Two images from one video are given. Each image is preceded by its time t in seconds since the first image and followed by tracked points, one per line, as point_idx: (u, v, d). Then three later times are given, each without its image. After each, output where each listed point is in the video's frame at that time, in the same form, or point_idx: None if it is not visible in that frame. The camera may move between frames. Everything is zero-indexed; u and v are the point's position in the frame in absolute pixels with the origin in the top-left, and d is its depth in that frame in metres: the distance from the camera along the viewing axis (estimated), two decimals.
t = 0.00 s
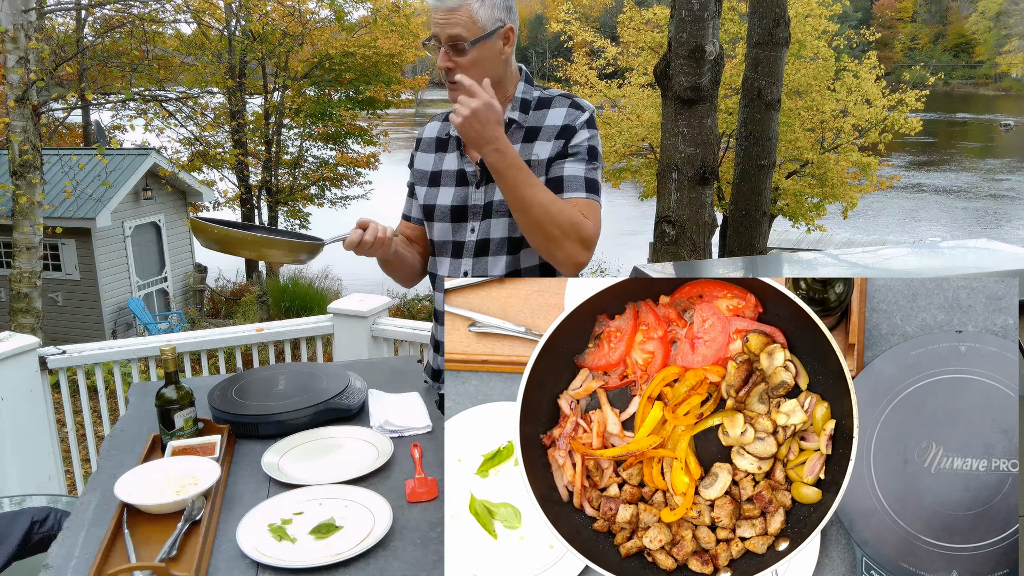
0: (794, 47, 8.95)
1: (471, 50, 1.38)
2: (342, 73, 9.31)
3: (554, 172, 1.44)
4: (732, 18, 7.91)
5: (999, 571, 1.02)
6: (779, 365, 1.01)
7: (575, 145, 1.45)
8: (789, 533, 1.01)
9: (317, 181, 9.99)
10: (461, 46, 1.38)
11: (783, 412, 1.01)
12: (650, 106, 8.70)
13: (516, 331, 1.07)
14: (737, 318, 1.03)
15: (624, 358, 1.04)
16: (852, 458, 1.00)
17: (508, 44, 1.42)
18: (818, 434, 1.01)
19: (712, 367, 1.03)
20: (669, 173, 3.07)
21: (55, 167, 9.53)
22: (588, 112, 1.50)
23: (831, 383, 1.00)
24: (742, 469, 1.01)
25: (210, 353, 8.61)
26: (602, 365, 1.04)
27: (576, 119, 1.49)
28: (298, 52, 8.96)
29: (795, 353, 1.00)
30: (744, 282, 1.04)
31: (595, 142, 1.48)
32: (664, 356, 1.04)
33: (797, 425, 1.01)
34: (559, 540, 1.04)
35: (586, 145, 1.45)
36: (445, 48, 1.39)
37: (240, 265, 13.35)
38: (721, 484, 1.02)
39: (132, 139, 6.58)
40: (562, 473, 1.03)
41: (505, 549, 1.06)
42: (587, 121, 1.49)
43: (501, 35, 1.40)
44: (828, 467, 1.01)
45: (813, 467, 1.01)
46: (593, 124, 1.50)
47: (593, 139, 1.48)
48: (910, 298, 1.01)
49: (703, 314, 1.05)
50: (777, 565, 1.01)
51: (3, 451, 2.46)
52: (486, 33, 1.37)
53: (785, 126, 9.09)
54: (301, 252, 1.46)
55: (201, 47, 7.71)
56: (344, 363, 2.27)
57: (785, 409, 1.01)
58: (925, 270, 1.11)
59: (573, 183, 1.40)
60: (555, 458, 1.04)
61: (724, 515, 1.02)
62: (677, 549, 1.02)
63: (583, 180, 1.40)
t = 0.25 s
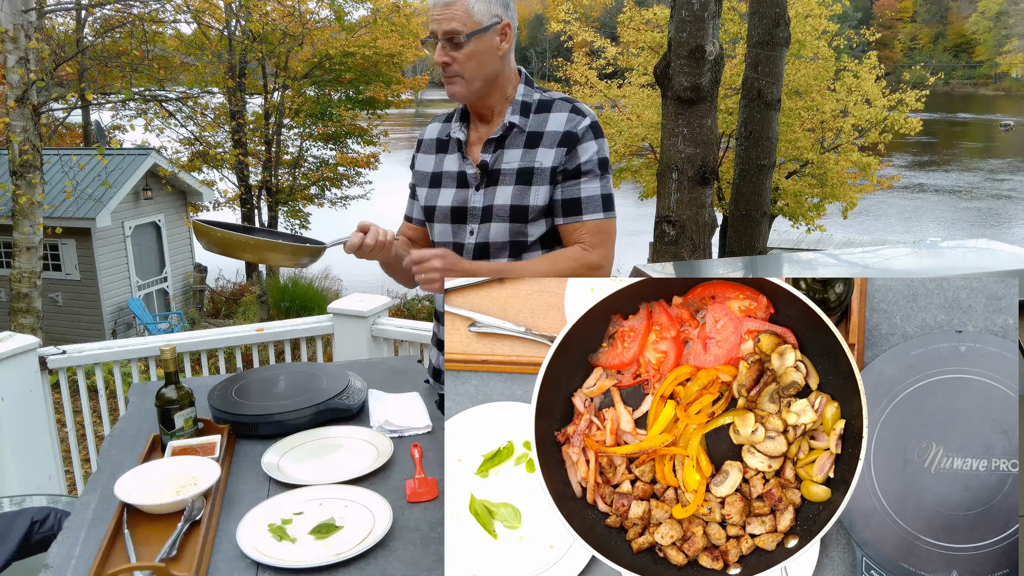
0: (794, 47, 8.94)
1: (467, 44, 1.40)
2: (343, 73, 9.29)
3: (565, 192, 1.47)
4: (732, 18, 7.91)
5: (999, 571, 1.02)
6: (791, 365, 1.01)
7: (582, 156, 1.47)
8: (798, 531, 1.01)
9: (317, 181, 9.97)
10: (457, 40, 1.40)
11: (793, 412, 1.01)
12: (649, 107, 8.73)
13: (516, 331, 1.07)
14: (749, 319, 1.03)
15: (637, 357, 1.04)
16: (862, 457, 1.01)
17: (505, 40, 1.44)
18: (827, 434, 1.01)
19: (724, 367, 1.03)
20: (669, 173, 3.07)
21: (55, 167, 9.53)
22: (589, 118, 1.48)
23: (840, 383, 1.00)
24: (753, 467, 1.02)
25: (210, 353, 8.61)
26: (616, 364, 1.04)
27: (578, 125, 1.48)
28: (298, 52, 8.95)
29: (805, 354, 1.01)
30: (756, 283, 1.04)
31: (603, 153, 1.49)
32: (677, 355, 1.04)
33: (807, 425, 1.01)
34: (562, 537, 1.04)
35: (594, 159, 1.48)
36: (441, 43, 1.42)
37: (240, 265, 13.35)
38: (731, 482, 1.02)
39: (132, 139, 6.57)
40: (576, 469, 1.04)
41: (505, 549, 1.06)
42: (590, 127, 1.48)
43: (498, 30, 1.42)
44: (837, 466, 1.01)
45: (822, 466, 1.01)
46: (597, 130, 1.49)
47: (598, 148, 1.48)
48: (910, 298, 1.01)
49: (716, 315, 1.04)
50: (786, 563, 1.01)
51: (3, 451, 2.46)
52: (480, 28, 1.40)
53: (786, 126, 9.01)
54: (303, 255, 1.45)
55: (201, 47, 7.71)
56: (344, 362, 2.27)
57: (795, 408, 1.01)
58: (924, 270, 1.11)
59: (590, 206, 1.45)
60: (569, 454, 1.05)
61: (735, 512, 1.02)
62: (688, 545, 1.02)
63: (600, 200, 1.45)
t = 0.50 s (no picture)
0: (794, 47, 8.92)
1: (463, 46, 1.39)
2: (343, 73, 9.30)
3: (566, 198, 1.48)
4: (732, 18, 7.91)
5: (999, 571, 1.02)
6: (794, 365, 1.02)
7: (582, 161, 1.47)
8: (801, 529, 1.02)
9: (317, 181, 9.97)
10: (454, 44, 1.39)
11: (796, 411, 1.02)
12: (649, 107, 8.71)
13: (516, 331, 1.07)
14: (753, 319, 1.04)
15: (642, 357, 1.05)
16: (864, 457, 1.02)
17: (501, 40, 1.44)
18: (830, 433, 1.02)
19: (728, 367, 1.04)
20: (669, 173, 3.06)
21: (55, 167, 9.52)
22: (589, 121, 1.48)
23: (843, 383, 1.01)
24: (756, 466, 1.02)
25: (210, 353, 8.61)
26: (620, 364, 1.05)
27: (577, 128, 1.48)
28: (298, 52, 8.95)
29: (808, 354, 1.01)
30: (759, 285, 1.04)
31: (601, 158, 1.49)
32: (681, 355, 1.05)
33: (810, 424, 1.01)
34: (562, 537, 1.04)
35: (592, 163, 1.48)
36: (438, 47, 1.41)
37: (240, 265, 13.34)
38: (735, 481, 1.02)
39: (132, 139, 6.57)
40: (580, 470, 1.05)
41: (505, 549, 1.06)
42: (590, 130, 1.48)
43: (494, 31, 1.42)
44: (839, 465, 1.02)
45: (825, 466, 1.02)
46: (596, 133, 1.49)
47: (597, 153, 1.48)
48: (910, 299, 1.01)
49: (719, 315, 1.05)
50: (790, 561, 1.02)
51: (4, 451, 2.46)
52: (477, 30, 1.39)
53: (785, 126, 9.05)
54: (300, 258, 1.47)
55: (201, 47, 7.70)
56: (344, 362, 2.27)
57: (798, 408, 1.02)
58: (924, 270, 1.11)
59: (584, 213, 1.47)
60: (574, 455, 1.05)
61: (739, 512, 1.02)
62: (693, 544, 1.02)
63: (596, 206, 1.47)
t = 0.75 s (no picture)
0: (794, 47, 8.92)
1: (459, 47, 1.39)
2: (342, 73, 9.30)
3: (562, 199, 1.48)
4: (732, 18, 7.91)
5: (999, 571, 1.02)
6: (800, 374, 1.01)
7: (579, 162, 1.47)
8: (809, 537, 1.01)
9: (317, 181, 9.97)
10: (450, 45, 1.39)
11: (803, 419, 1.01)
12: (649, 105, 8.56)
13: (516, 331, 1.07)
14: (758, 328, 1.03)
15: (647, 368, 1.04)
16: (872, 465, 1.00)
17: (498, 40, 1.44)
18: (837, 441, 1.01)
19: (734, 377, 1.03)
20: (669, 173, 3.07)
21: (55, 167, 9.52)
22: (585, 121, 1.48)
23: (848, 391, 1.00)
24: (763, 475, 1.02)
25: (210, 353, 8.61)
26: (625, 375, 1.04)
27: (573, 129, 1.48)
28: (298, 52, 8.94)
29: (815, 362, 1.01)
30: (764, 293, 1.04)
31: (598, 159, 1.48)
32: (686, 366, 1.04)
33: (817, 432, 1.01)
34: (562, 537, 1.04)
35: (588, 163, 1.47)
36: (434, 48, 1.41)
37: (240, 265, 13.34)
38: (742, 490, 1.02)
39: (132, 139, 6.57)
40: (587, 481, 1.04)
41: (505, 550, 1.06)
42: (586, 130, 1.47)
43: (491, 32, 1.42)
44: (847, 473, 1.00)
45: (832, 473, 1.01)
46: (593, 134, 1.48)
47: (594, 154, 1.48)
48: (910, 298, 1.01)
49: (724, 324, 1.04)
50: (798, 569, 1.01)
51: (3, 451, 2.46)
52: (474, 30, 1.39)
53: (785, 126, 9.05)
54: (304, 256, 1.47)
55: (201, 47, 7.69)
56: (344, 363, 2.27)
57: (804, 416, 1.01)
58: (924, 271, 1.12)
59: (581, 213, 1.47)
60: (580, 466, 1.04)
61: (747, 520, 1.02)
62: (701, 553, 1.02)
63: (592, 207, 1.46)
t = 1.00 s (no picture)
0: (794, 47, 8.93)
1: (458, 46, 1.39)
2: (342, 73, 9.31)
3: (560, 199, 1.48)
4: (732, 17, 7.90)
5: (999, 571, 1.02)
6: (811, 370, 1.02)
7: (578, 163, 1.47)
8: (819, 532, 1.02)
9: (317, 181, 9.98)
10: (448, 43, 1.39)
11: (814, 415, 1.03)
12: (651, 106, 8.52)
13: (516, 331, 1.07)
14: (770, 323, 1.04)
15: (659, 362, 1.05)
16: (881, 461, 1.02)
17: (497, 40, 1.44)
18: (848, 436, 1.02)
19: (745, 371, 1.05)
20: (669, 173, 3.06)
21: (55, 167, 9.52)
22: (584, 121, 1.48)
23: (859, 386, 1.01)
24: (773, 469, 1.03)
25: (210, 353, 8.61)
26: (638, 369, 1.05)
27: (572, 128, 1.47)
28: (298, 52, 8.94)
29: (826, 358, 1.02)
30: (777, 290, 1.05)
31: (598, 159, 1.48)
32: (698, 360, 1.06)
33: (827, 428, 1.02)
34: (562, 538, 1.04)
35: (588, 164, 1.47)
36: (434, 46, 1.40)
37: (241, 265, 13.34)
38: (753, 483, 1.03)
39: (132, 139, 6.57)
40: (599, 473, 1.05)
41: (505, 549, 1.06)
42: (585, 130, 1.47)
43: (490, 31, 1.42)
44: (857, 468, 1.02)
45: (843, 468, 1.02)
46: (592, 134, 1.48)
47: (593, 154, 1.48)
48: (910, 299, 1.01)
49: (737, 320, 1.05)
50: (807, 564, 1.02)
51: (4, 451, 2.46)
52: (473, 29, 1.39)
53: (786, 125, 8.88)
54: (303, 260, 1.47)
55: (201, 47, 7.68)
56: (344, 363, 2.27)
57: (815, 411, 1.03)
58: (923, 271, 1.12)
59: (581, 213, 1.47)
60: (593, 458, 1.05)
61: (757, 514, 1.02)
62: (711, 546, 1.02)
63: (592, 207, 1.46)
